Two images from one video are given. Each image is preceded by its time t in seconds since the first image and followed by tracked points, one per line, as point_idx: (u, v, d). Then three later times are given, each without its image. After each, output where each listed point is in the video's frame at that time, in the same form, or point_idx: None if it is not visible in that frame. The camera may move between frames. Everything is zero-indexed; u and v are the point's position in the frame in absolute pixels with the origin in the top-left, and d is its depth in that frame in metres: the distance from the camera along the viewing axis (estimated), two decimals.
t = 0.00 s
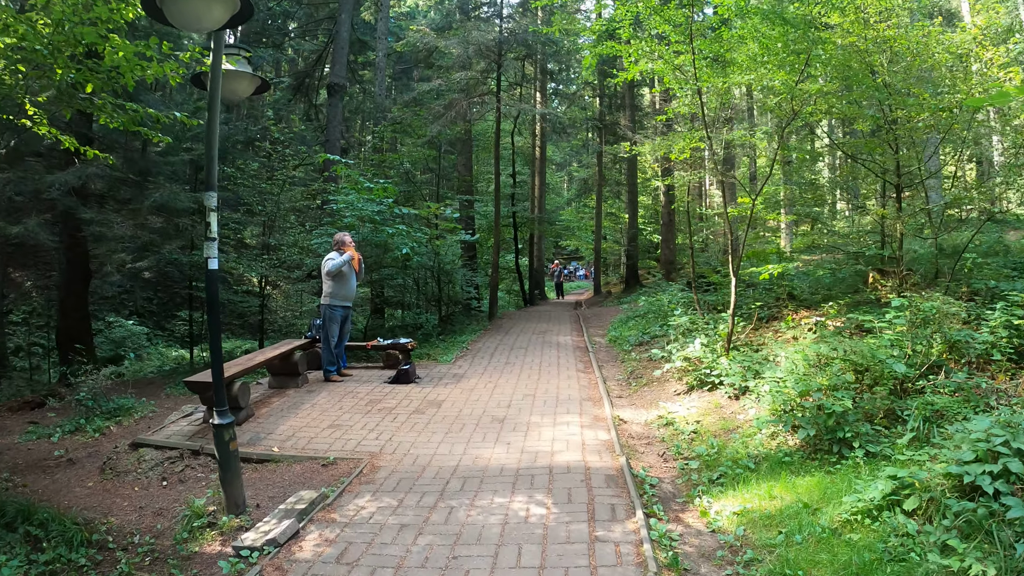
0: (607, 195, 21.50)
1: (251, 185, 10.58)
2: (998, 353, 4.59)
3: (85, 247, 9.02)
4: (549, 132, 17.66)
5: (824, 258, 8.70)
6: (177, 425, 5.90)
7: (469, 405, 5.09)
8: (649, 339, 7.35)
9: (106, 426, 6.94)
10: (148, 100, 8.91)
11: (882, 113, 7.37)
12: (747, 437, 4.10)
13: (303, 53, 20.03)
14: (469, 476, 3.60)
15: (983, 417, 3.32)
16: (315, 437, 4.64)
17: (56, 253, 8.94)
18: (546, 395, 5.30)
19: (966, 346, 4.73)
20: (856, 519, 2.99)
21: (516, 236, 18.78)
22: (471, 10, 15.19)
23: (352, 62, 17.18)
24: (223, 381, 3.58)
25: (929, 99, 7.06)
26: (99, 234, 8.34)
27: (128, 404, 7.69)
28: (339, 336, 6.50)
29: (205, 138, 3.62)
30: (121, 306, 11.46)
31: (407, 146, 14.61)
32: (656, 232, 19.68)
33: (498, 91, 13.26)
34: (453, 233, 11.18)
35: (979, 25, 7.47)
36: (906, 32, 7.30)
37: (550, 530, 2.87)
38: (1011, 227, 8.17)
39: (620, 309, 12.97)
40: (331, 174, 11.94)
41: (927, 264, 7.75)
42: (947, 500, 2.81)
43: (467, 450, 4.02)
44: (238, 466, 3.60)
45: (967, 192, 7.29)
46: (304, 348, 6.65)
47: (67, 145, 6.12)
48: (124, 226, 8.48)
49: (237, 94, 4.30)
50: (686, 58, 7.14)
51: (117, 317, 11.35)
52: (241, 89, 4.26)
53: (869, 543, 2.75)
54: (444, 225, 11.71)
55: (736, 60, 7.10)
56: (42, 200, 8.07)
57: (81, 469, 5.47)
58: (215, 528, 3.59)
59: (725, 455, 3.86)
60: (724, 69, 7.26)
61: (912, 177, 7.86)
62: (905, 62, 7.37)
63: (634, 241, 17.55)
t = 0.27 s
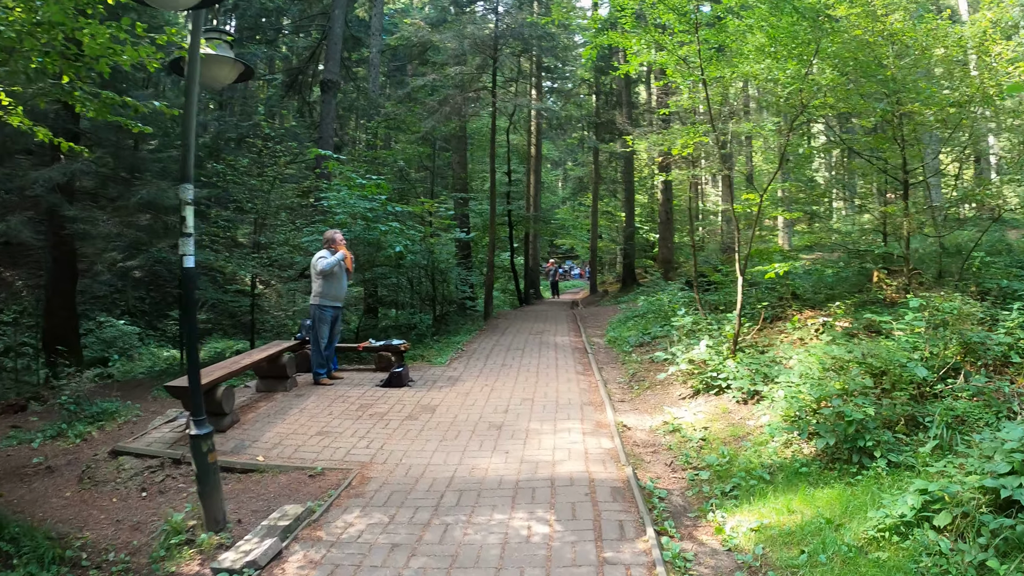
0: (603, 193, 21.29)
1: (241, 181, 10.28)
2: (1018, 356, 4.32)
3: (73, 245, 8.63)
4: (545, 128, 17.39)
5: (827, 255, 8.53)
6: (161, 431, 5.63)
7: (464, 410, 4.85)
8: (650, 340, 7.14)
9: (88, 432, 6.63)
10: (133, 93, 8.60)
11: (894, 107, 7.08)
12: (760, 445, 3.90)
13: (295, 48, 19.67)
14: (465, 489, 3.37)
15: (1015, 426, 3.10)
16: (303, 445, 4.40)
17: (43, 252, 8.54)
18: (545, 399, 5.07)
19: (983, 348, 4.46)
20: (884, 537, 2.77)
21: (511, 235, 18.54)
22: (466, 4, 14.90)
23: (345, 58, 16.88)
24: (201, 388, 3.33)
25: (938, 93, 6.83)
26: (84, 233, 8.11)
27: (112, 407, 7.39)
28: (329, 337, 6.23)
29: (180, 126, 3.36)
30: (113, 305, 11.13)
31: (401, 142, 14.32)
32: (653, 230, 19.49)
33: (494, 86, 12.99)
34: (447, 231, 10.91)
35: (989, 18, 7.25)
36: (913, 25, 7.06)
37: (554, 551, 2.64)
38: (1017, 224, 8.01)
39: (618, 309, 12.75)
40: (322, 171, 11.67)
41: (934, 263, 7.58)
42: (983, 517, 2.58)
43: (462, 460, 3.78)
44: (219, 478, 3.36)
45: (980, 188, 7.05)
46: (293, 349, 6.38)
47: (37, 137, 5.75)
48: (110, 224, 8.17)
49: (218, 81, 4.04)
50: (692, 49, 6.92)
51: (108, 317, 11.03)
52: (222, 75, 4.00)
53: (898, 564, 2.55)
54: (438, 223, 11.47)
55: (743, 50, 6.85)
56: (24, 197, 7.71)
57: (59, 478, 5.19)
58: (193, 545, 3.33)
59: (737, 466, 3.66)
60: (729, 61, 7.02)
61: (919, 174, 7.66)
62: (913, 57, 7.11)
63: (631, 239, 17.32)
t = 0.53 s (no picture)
0: (600, 191, 21.10)
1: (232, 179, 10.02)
2: None
3: (61, 245, 8.34)
4: (543, 125, 17.16)
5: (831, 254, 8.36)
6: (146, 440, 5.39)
7: (462, 417, 4.64)
8: (653, 342, 6.95)
9: (72, 439, 6.38)
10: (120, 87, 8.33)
11: (906, 102, 6.86)
12: (774, 456, 3.74)
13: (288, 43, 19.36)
14: (464, 505, 3.17)
15: None
16: (293, 456, 4.20)
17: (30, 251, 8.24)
18: (546, 405, 4.87)
19: (1001, 354, 4.29)
20: (913, 560, 2.58)
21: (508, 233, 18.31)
22: None
23: (339, 54, 16.62)
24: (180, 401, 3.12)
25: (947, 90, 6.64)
26: (70, 233, 7.77)
27: (98, 412, 7.16)
28: (321, 340, 6.00)
29: (158, 119, 3.13)
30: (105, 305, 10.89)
31: (396, 139, 14.08)
32: (651, 228, 19.30)
33: (491, 82, 12.75)
34: (443, 229, 10.68)
35: (999, 12, 7.07)
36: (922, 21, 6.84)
37: None
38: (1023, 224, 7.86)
39: (617, 309, 12.56)
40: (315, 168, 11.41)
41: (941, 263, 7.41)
42: (1021, 540, 2.38)
43: (461, 473, 3.58)
44: (201, 497, 3.14)
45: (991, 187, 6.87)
46: (284, 353, 6.16)
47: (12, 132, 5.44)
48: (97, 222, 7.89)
49: (200, 71, 3.80)
50: (697, 42, 6.69)
51: (100, 317, 10.78)
52: (205, 65, 3.76)
53: None
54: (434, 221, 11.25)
55: (750, 44, 6.65)
56: (8, 195, 7.44)
57: (40, 489, 4.96)
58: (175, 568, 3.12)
59: (752, 479, 3.51)
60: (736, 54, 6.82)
61: (925, 173, 7.50)
62: (924, 56, 6.92)
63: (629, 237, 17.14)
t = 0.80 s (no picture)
0: (599, 188, 20.90)
1: (225, 174, 9.78)
2: None
3: (51, 242, 8.12)
4: (541, 122, 16.95)
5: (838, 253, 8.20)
6: (133, 445, 5.18)
7: (462, 422, 4.43)
8: (658, 342, 6.77)
9: (59, 443, 6.15)
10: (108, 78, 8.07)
11: (920, 97, 6.68)
12: (793, 466, 3.56)
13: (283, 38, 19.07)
14: (468, 520, 2.97)
15: None
16: (285, 464, 3.99)
17: (18, 248, 8.02)
18: (550, 409, 4.67)
19: None
20: None
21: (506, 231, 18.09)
22: None
23: (336, 49, 16.35)
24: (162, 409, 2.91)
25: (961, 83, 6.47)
26: (57, 229, 7.47)
27: (86, 415, 6.92)
28: (316, 341, 5.77)
29: (138, 103, 2.92)
30: (98, 303, 10.69)
31: (393, 135, 13.83)
32: (650, 226, 19.11)
33: (490, 76, 12.51)
34: (441, 226, 10.45)
35: (1013, 4, 6.90)
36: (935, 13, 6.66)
37: None
38: None
39: (617, 307, 12.38)
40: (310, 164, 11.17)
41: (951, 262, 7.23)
42: None
43: (463, 484, 3.38)
44: (185, 512, 2.93)
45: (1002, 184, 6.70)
46: (278, 353, 5.94)
47: None
48: (85, 218, 7.64)
49: (185, 55, 3.58)
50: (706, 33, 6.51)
51: (93, 315, 10.56)
52: (191, 49, 3.54)
53: None
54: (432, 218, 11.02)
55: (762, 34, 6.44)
56: None
57: (21, 497, 4.73)
58: None
59: (771, 490, 3.33)
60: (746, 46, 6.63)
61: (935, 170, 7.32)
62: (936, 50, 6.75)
63: (628, 235, 16.95)
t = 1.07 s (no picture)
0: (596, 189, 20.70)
1: (217, 174, 9.51)
2: None
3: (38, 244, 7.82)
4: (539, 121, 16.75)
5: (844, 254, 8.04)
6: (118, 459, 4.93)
7: (464, 434, 4.21)
8: (663, 347, 6.58)
9: (41, 455, 5.89)
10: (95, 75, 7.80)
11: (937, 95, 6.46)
12: (817, 484, 3.36)
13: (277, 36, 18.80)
14: (473, 547, 2.75)
15: None
16: (276, 482, 3.77)
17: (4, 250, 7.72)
18: (555, 419, 4.46)
19: None
20: None
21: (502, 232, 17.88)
22: None
23: (330, 47, 16.09)
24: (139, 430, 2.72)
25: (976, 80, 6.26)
26: (41, 230, 7.16)
27: (71, 425, 6.66)
28: (308, 348, 5.52)
29: (111, 93, 2.70)
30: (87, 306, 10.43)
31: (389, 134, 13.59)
32: (648, 226, 18.93)
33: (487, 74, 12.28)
34: (438, 227, 10.22)
35: None
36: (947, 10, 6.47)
37: None
38: None
39: (617, 309, 12.20)
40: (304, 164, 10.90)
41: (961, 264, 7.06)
42: None
43: (467, 505, 3.17)
44: (165, 540, 2.78)
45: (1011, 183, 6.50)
46: (271, 360, 5.71)
47: None
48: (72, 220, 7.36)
49: (166, 43, 3.35)
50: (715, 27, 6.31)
51: (86, 318, 10.36)
52: (172, 37, 3.32)
53: None
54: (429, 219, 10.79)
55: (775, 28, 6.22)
56: None
57: None
58: None
59: (795, 510, 3.13)
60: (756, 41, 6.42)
61: (947, 172, 7.11)
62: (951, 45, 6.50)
63: (627, 236, 16.77)
